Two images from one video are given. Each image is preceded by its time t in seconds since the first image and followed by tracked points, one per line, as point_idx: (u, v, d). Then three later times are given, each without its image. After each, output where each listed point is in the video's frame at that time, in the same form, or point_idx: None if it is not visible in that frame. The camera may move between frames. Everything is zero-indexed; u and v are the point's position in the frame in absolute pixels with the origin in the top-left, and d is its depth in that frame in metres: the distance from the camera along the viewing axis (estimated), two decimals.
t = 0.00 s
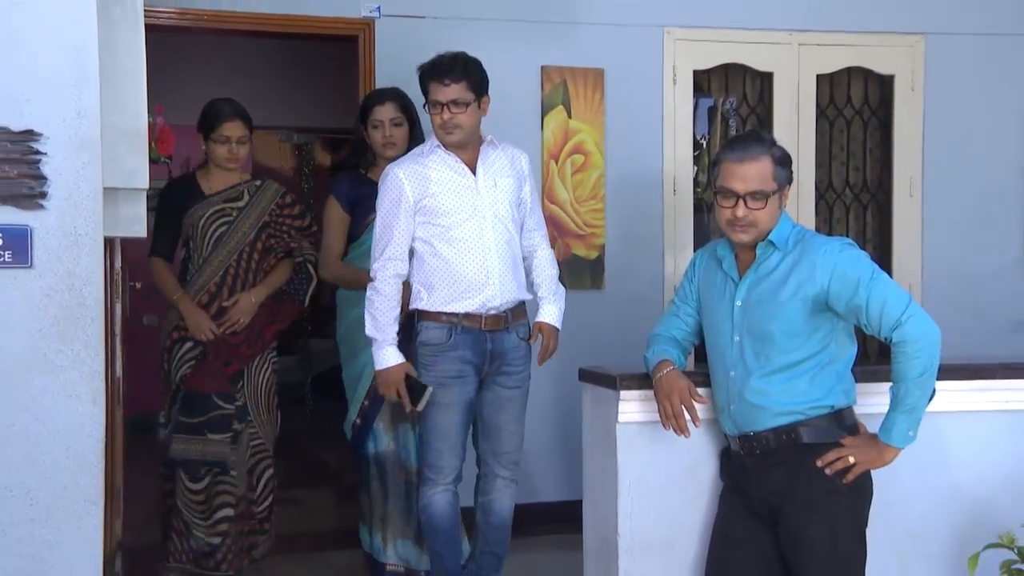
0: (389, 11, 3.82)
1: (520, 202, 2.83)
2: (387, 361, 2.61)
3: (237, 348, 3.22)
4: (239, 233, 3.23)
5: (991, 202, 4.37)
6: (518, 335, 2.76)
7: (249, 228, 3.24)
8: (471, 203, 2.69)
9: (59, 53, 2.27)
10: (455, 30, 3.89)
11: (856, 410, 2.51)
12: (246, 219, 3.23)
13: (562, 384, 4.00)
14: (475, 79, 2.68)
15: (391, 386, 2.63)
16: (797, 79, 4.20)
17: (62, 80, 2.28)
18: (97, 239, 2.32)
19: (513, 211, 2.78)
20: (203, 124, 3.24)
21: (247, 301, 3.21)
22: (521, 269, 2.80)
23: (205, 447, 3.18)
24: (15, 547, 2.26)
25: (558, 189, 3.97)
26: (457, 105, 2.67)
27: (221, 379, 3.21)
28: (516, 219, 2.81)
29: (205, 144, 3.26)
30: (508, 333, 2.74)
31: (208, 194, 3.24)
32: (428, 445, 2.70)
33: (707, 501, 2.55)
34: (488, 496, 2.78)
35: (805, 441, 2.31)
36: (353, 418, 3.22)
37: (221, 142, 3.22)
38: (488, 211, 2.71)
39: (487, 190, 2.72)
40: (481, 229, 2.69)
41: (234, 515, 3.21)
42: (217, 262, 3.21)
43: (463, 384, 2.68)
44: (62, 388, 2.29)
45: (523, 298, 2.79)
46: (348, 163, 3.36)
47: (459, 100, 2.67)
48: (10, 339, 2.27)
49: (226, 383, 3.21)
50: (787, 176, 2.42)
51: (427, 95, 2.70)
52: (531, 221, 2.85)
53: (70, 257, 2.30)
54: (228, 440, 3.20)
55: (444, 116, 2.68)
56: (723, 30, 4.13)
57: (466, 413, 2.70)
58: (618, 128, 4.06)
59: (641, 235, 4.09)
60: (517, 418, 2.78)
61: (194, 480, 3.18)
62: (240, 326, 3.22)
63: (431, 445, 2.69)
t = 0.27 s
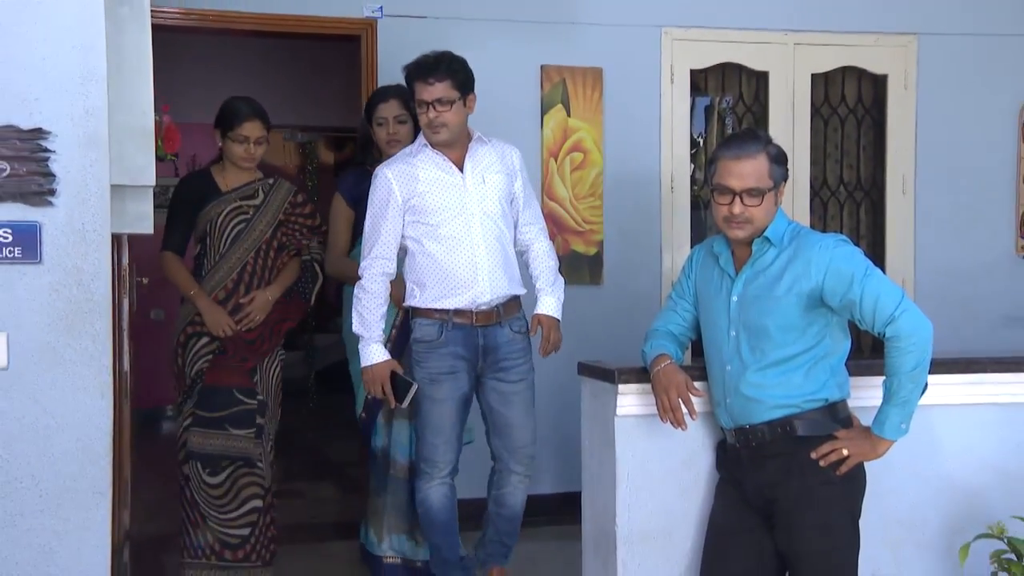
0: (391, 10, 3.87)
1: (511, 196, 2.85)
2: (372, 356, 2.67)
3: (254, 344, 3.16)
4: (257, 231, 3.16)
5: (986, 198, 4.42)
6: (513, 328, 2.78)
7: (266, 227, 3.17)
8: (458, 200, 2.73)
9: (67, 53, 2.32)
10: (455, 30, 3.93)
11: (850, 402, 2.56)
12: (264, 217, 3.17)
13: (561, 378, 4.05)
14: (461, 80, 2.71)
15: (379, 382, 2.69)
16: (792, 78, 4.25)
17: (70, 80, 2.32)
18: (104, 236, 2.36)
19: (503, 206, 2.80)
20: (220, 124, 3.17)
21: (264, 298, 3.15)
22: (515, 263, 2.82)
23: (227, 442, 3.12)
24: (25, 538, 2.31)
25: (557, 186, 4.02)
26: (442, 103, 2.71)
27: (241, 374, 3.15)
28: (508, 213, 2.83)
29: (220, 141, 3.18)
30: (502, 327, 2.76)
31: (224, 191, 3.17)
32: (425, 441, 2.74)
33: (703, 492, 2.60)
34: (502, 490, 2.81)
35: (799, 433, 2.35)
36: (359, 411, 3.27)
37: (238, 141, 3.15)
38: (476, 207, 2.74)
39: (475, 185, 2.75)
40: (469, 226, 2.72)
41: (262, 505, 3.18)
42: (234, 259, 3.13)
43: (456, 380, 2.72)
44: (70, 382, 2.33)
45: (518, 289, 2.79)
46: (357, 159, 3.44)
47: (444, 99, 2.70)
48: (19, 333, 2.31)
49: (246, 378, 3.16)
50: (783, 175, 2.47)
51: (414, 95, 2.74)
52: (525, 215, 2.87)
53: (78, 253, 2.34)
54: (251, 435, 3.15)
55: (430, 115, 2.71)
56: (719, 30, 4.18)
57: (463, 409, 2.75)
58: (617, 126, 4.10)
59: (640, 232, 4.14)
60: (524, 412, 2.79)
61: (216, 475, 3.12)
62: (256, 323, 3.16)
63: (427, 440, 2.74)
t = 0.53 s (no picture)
0: (393, 7, 3.90)
1: (507, 188, 2.87)
2: (381, 339, 2.72)
3: (265, 339, 3.20)
4: (267, 223, 3.20)
5: (978, 192, 4.47)
6: (507, 318, 2.80)
7: (275, 220, 3.21)
8: (448, 194, 2.77)
9: (74, 49, 2.35)
10: (456, 27, 3.97)
11: (844, 393, 2.60)
12: (273, 209, 3.20)
13: (560, 370, 4.10)
14: (452, 77, 2.75)
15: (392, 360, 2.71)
16: (788, 74, 4.29)
17: (77, 76, 2.36)
18: (111, 229, 2.40)
19: (496, 199, 2.82)
20: (225, 117, 3.20)
21: (275, 292, 3.19)
22: (510, 255, 2.83)
23: (238, 438, 3.16)
24: (33, 525, 2.35)
25: (556, 180, 4.06)
26: (431, 98, 2.74)
27: (253, 370, 3.19)
28: (502, 206, 2.84)
29: (226, 134, 3.22)
30: (495, 318, 2.78)
31: (232, 183, 3.20)
32: (424, 433, 2.79)
33: (700, 482, 2.64)
34: (520, 482, 2.81)
35: (795, 423, 2.39)
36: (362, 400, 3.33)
37: (244, 133, 3.18)
38: (464, 201, 2.77)
39: (463, 179, 2.78)
40: (457, 219, 2.76)
41: (273, 502, 3.21)
42: (245, 253, 3.17)
43: (452, 371, 2.77)
44: (77, 372, 2.37)
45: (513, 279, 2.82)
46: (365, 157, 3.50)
47: (432, 94, 2.73)
48: (28, 325, 2.35)
49: (258, 374, 3.20)
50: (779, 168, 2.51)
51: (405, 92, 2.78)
52: (524, 207, 2.89)
53: (84, 246, 2.38)
54: (263, 432, 3.18)
55: (420, 110, 2.75)
56: (716, 26, 4.21)
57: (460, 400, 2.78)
58: (615, 122, 4.14)
59: (638, 226, 4.18)
60: (528, 402, 2.80)
61: (227, 470, 3.16)
62: (269, 317, 3.19)
63: (426, 431, 2.78)
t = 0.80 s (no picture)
0: (394, 4, 3.94)
1: (508, 180, 2.88)
2: (375, 335, 2.80)
3: (271, 330, 3.24)
4: (271, 212, 3.23)
5: (972, 187, 4.52)
6: (501, 310, 2.80)
7: (279, 207, 3.24)
8: (441, 186, 2.80)
9: (79, 46, 2.38)
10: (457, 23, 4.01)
11: (838, 383, 2.64)
12: (276, 197, 3.24)
13: (559, 362, 4.14)
14: (447, 73, 2.78)
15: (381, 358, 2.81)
16: (784, 70, 4.32)
17: (83, 71, 2.39)
18: (116, 222, 2.43)
19: (494, 191, 2.84)
20: (223, 108, 3.24)
21: (282, 281, 3.24)
22: (509, 247, 2.85)
23: (248, 430, 3.20)
24: (42, 513, 2.39)
25: (555, 174, 4.10)
26: (424, 93, 2.78)
27: (261, 362, 3.23)
28: (502, 198, 2.86)
29: (225, 124, 3.24)
30: (487, 310, 2.79)
31: (234, 172, 3.24)
32: (422, 423, 2.84)
33: (697, 471, 2.68)
34: (519, 475, 2.83)
35: (790, 413, 2.43)
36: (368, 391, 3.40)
37: (243, 122, 3.21)
38: (457, 194, 2.80)
39: (458, 171, 2.80)
40: (450, 211, 2.79)
41: (276, 496, 3.25)
42: (251, 241, 3.20)
43: (446, 362, 2.81)
44: (84, 363, 2.41)
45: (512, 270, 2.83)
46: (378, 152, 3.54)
47: (423, 89, 2.77)
48: (35, 317, 2.38)
49: (266, 367, 3.24)
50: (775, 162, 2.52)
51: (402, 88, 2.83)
52: (528, 198, 2.89)
53: (90, 239, 2.41)
54: (272, 424, 3.23)
55: (414, 105, 2.79)
56: (713, 23, 4.24)
57: (455, 391, 2.82)
58: (613, 117, 4.18)
59: (637, 219, 4.22)
60: (521, 393, 2.80)
61: (234, 462, 3.20)
62: (275, 308, 3.23)
63: (423, 421, 2.83)
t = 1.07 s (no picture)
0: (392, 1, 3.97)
1: (510, 176, 2.87)
2: (366, 323, 2.93)
3: (273, 324, 3.28)
4: (271, 206, 3.27)
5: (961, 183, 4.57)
6: (490, 306, 2.82)
7: (279, 201, 3.28)
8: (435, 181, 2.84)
9: (81, 42, 2.41)
10: (454, 21, 4.05)
11: (828, 374, 2.69)
12: (276, 191, 3.28)
13: (554, 356, 4.19)
14: (448, 67, 2.81)
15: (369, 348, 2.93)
16: (775, 67, 4.37)
17: (84, 68, 2.42)
18: (118, 216, 2.47)
19: (490, 186, 2.85)
20: (218, 103, 3.27)
21: (283, 276, 3.27)
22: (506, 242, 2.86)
23: (254, 426, 3.24)
24: (46, 502, 2.43)
25: (550, 169, 4.14)
26: (422, 86, 2.81)
27: (264, 358, 3.26)
28: (499, 194, 2.86)
29: (220, 118, 3.27)
30: (478, 305, 2.82)
31: (232, 166, 3.27)
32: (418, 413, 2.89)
33: (689, 461, 2.73)
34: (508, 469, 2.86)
35: (780, 405, 2.46)
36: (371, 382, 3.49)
37: (239, 115, 3.24)
38: (450, 188, 2.83)
39: (453, 166, 2.83)
40: (441, 205, 2.83)
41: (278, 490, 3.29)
42: (252, 236, 3.25)
43: (438, 354, 2.86)
44: (86, 354, 2.45)
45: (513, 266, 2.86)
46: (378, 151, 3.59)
47: (420, 82, 2.81)
48: (38, 310, 2.42)
49: (269, 361, 3.27)
50: (754, 160, 2.53)
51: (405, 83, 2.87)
52: (531, 195, 2.87)
53: (92, 232, 2.45)
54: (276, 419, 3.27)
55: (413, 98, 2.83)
56: (707, 20, 4.28)
57: (447, 382, 2.87)
58: (608, 113, 4.21)
59: (632, 214, 4.27)
60: (507, 389, 2.82)
61: (237, 457, 3.24)
62: (278, 302, 3.27)
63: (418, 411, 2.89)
